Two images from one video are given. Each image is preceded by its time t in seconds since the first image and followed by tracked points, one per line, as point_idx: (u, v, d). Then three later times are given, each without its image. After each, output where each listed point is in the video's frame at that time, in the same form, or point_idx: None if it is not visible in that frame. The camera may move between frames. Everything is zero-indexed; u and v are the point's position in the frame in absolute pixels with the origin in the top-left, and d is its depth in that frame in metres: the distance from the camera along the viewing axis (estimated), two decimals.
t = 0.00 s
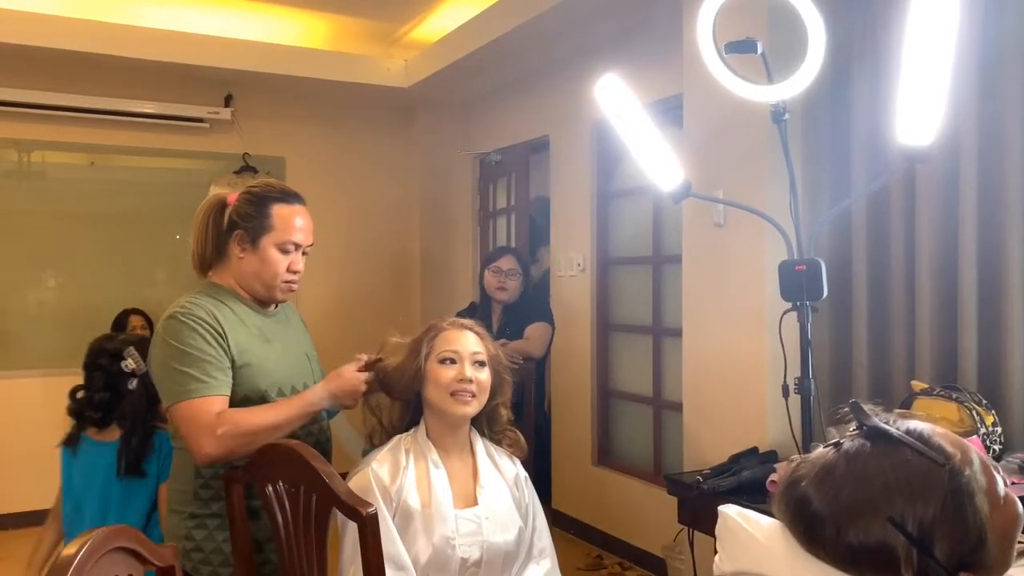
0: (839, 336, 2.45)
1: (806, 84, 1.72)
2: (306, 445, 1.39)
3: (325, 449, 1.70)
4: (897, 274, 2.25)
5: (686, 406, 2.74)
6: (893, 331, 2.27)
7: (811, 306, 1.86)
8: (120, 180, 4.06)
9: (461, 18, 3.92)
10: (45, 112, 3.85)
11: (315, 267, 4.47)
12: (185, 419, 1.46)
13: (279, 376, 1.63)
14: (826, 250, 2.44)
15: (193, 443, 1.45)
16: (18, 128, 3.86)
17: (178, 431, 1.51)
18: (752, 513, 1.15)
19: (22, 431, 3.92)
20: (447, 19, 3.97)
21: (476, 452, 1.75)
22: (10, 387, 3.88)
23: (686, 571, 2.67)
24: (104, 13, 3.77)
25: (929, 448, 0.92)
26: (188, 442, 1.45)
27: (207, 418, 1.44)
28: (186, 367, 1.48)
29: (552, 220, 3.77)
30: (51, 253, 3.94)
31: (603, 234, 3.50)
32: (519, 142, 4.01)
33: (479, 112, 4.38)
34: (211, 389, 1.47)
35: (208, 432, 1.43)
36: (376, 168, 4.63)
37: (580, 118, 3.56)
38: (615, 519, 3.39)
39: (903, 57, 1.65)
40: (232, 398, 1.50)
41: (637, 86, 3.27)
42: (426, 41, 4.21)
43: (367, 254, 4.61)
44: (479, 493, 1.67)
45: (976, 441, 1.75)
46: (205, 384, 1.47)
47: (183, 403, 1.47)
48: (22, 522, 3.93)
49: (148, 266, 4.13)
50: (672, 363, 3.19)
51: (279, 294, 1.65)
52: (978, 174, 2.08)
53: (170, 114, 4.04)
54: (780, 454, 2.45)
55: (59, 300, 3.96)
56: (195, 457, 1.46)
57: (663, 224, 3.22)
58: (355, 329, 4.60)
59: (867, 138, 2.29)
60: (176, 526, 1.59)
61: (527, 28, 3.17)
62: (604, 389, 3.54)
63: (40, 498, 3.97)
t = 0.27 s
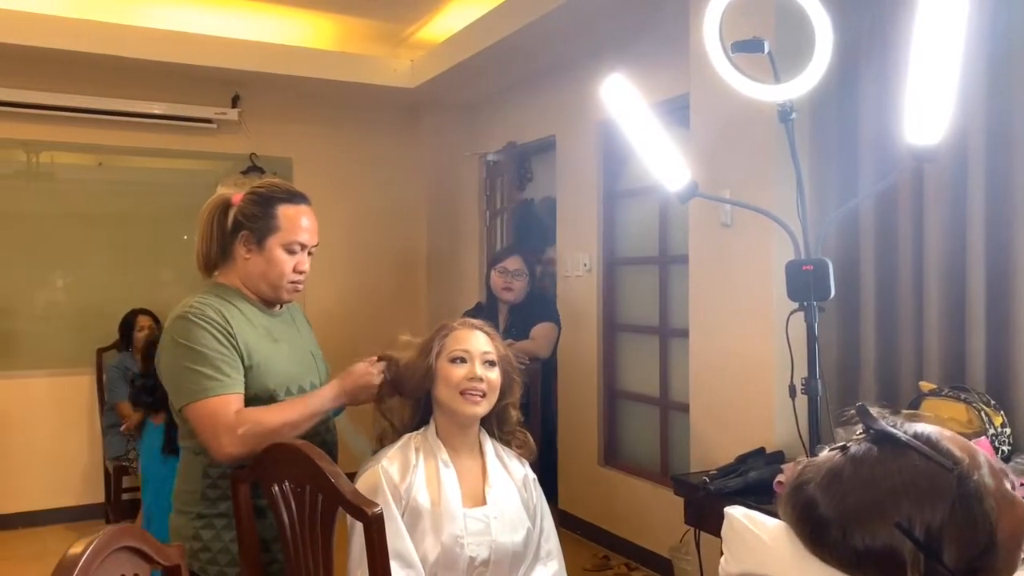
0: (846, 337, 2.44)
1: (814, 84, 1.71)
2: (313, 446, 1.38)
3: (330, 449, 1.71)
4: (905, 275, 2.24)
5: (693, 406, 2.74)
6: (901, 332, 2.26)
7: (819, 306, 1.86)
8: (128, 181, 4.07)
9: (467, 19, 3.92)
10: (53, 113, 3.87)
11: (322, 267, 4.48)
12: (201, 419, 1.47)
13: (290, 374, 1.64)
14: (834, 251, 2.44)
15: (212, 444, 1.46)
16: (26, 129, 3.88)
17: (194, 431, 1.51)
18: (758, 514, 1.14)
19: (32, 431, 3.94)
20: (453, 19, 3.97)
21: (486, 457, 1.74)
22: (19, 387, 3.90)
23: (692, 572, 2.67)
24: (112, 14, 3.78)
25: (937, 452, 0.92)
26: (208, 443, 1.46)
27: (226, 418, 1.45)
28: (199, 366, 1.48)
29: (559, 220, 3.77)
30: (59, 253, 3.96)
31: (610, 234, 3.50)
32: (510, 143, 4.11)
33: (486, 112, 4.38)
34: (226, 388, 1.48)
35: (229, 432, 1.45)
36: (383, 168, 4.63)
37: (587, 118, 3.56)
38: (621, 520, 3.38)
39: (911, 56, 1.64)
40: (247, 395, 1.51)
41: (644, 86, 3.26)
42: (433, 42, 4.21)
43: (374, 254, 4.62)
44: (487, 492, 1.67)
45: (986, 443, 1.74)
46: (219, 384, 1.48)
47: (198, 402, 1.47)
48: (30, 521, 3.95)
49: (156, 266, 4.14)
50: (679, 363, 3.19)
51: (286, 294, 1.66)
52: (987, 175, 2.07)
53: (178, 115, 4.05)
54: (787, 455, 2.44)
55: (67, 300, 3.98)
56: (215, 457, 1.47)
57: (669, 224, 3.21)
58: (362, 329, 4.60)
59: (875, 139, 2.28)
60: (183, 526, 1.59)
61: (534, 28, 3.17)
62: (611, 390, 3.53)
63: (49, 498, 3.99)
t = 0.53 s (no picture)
0: (856, 339, 2.44)
1: (822, 86, 1.71)
2: (322, 448, 1.39)
3: (339, 450, 1.71)
4: (915, 277, 2.23)
5: (703, 407, 2.73)
6: (912, 334, 2.25)
7: (828, 308, 1.85)
8: (140, 184, 4.10)
9: (476, 21, 3.93)
10: (66, 117, 3.90)
11: (332, 269, 4.50)
12: (220, 421, 1.48)
13: (302, 375, 1.65)
14: (843, 252, 2.43)
15: (231, 445, 1.47)
16: (40, 133, 3.91)
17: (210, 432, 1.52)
18: (766, 516, 1.14)
19: (45, 431, 3.97)
20: (463, 22, 3.98)
21: (493, 455, 1.75)
22: (33, 388, 3.94)
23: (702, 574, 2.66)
24: (124, 19, 3.81)
25: (945, 457, 0.91)
26: (226, 445, 1.47)
27: (245, 419, 1.46)
28: (218, 367, 1.49)
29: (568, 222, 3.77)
30: (72, 256, 3.99)
31: (619, 236, 3.50)
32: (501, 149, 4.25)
33: (495, 114, 4.39)
34: (243, 389, 1.49)
35: (248, 434, 1.46)
36: (392, 170, 4.65)
37: (596, 120, 3.56)
38: (631, 522, 3.38)
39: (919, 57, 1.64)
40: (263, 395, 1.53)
41: (653, 88, 3.26)
42: (442, 44, 4.23)
43: (383, 256, 4.63)
44: (495, 494, 1.67)
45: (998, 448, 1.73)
46: (237, 385, 1.49)
47: (216, 404, 1.49)
48: (44, 522, 3.98)
49: (168, 268, 4.17)
50: (688, 365, 3.19)
51: (297, 297, 1.67)
52: (998, 176, 2.06)
53: (189, 118, 4.08)
54: (797, 457, 2.43)
55: (80, 302, 4.01)
56: (233, 458, 1.48)
57: (679, 225, 3.21)
58: (372, 331, 4.62)
59: (884, 141, 2.28)
60: (194, 527, 1.60)
61: (543, 30, 3.17)
62: (620, 391, 3.53)
63: (62, 498, 4.02)
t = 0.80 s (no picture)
0: (867, 339, 2.43)
1: (832, 84, 1.70)
2: (331, 447, 1.40)
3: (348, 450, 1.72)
4: (927, 277, 2.22)
5: (712, 407, 2.72)
6: (923, 334, 2.23)
7: (838, 307, 1.85)
8: (150, 185, 4.12)
9: (485, 21, 3.93)
10: (77, 118, 3.92)
11: (341, 269, 4.51)
12: (233, 422, 1.49)
13: (313, 375, 1.66)
14: (854, 252, 2.42)
15: (243, 445, 1.49)
16: (51, 133, 3.94)
17: (222, 431, 1.53)
18: (777, 516, 1.14)
19: (56, 431, 3.99)
20: (471, 22, 3.98)
21: (501, 455, 1.75)
22: (44, 388, 3.96)
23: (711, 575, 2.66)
24: (135, 20, 3.83)
25: (960, 460, 0.90)
26: (238, 446, 1.49)
27: (257, 420, 1.47)
28: (231, 366, 1.50)
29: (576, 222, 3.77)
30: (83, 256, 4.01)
31: (627, 236, 3.49)
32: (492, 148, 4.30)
33: (504, 114, 4.39)
34: (255, 389, 1.50)
35: (259, 436, 1.47)
36: (401, 170, 4.66)
37: (604, 120, 3.56)
38: (639, 522, 3.37)
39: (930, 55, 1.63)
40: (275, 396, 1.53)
41: (662, 88, 3.26)
42: (451, 44, 4.23)
43: (392, 256, 4.64)
44: (502, 494, 1.67)
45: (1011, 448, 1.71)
46: (250, 385, 1.49)
47: (228, 403, 1.49)
48: (54, 520, 4.00)
49: (178, 268, 4.18)
50: (697, 365, 3.18)
51: (308, 296, 1.67)
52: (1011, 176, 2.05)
53: (199, 118, 4.10)
54: (807, 458, 2.43)
55: (91, 302, 4.03)
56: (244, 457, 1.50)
57: (688, 225, 3.21)
58: (381, 331, 4.63)
59: (896, 141, 2.27)
60: (204, 525, 1.61)
61: (551, 30, 3.17)
62: (629, 391, 3.52)
63: (73, 497, 4.04)
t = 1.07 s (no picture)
0: (873, 338, 2.42)
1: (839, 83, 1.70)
2: (337, 445, 1.40)
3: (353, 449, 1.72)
4: (934, 276, 2.21)
5: (718, 406, 2.72)
6: (929, 332, 2.23)
7: (845, 306, 1.84)
8: (155, 184, 4.13)
9: (490, 20, 3.93)
10: (83, 117, 3.93)
11: (347, 268, 4.51)
12: (238, 420, 1.50)
13: (319, 374, 1.66)
14: (860, 250, 2.42)
15: (247, 444, 1.50)
16: (57, 133, 3.95)
17: (227, 429, 1.54)
18: (784, 515, 1.14)
19: (63, 429, 4.01)
20: (477, 21, 3.98)
21: (502, 454, 1.75)
22: (51, 386, 3.97)
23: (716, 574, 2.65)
24: (141, 19, 3.84)
25: (971, 463, 0.89)
26: (242, 444, 1.50)
27: (261, 419, 1.48)
28: (236, 365, 1.50)
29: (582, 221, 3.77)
30: (89, 255, 4.02)
31: (633, 235, 3.49)
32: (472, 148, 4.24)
33: (509, 112, 4.39)
34: (260, 388, 1.50)
35: (262, 435, 1.48)
36: (406, 169, 4.66)
37: (609, 119, 3.55)
38: (644, 522, 3.37)
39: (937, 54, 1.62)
40: (279, 395, 1.54)
41: (667, 86, 3.25)
42: (456, 43, 4.23)
43: (397, 255, 4.65)
44: (504, 493, 1.67)
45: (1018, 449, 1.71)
46: (255, 384, 1.50)
47: (233, 402, 1.50)
48: (61, 518, 4.01)
49: (183, 267, 4.19)
50: (703, 365, 3.18)
51: (314, 295, 1.67)
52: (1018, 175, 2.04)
53: (205, 117, 4.10)
54: (813, 457, 2.42)
55: (97, 301, 4.05)
56: (247, 454, 1.50)
57: (693, 224, 3.20)
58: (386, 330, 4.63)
59: (903, 140, 2.26)
60: (211, 523, 1.62)
61: (556, 29, 3.17)
62: (633, 390, 3.52)
63: (79, 495, 4.05)
